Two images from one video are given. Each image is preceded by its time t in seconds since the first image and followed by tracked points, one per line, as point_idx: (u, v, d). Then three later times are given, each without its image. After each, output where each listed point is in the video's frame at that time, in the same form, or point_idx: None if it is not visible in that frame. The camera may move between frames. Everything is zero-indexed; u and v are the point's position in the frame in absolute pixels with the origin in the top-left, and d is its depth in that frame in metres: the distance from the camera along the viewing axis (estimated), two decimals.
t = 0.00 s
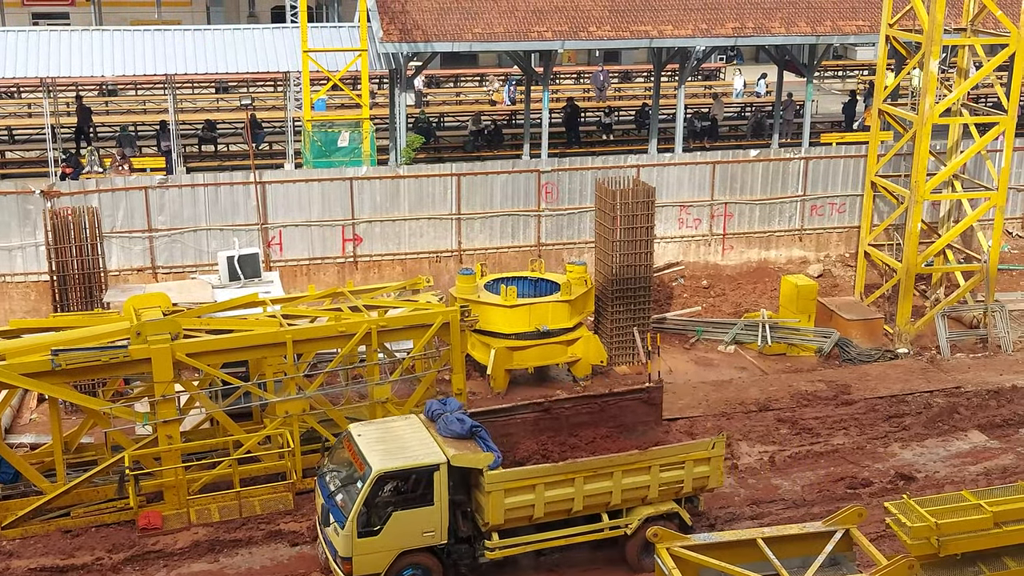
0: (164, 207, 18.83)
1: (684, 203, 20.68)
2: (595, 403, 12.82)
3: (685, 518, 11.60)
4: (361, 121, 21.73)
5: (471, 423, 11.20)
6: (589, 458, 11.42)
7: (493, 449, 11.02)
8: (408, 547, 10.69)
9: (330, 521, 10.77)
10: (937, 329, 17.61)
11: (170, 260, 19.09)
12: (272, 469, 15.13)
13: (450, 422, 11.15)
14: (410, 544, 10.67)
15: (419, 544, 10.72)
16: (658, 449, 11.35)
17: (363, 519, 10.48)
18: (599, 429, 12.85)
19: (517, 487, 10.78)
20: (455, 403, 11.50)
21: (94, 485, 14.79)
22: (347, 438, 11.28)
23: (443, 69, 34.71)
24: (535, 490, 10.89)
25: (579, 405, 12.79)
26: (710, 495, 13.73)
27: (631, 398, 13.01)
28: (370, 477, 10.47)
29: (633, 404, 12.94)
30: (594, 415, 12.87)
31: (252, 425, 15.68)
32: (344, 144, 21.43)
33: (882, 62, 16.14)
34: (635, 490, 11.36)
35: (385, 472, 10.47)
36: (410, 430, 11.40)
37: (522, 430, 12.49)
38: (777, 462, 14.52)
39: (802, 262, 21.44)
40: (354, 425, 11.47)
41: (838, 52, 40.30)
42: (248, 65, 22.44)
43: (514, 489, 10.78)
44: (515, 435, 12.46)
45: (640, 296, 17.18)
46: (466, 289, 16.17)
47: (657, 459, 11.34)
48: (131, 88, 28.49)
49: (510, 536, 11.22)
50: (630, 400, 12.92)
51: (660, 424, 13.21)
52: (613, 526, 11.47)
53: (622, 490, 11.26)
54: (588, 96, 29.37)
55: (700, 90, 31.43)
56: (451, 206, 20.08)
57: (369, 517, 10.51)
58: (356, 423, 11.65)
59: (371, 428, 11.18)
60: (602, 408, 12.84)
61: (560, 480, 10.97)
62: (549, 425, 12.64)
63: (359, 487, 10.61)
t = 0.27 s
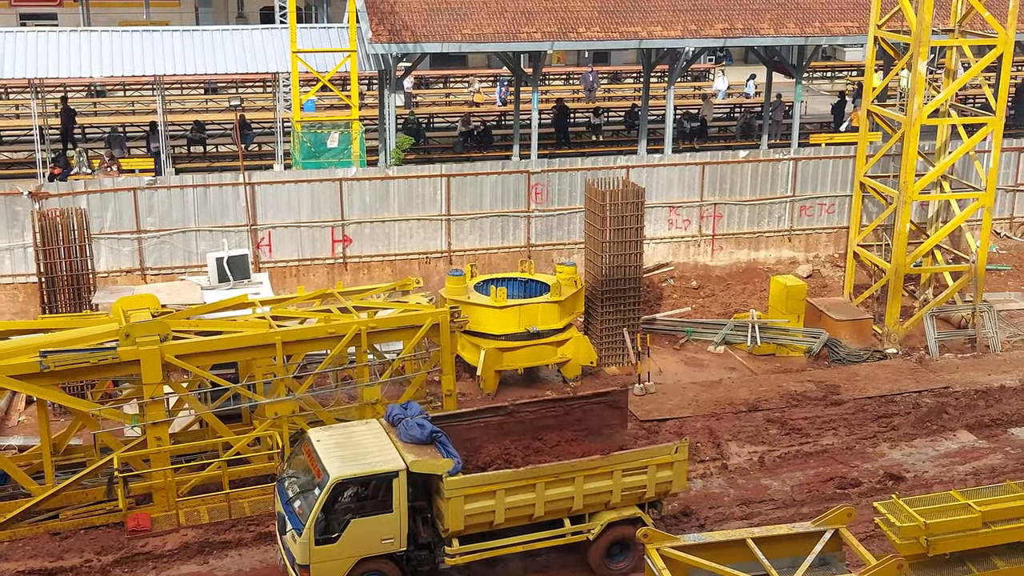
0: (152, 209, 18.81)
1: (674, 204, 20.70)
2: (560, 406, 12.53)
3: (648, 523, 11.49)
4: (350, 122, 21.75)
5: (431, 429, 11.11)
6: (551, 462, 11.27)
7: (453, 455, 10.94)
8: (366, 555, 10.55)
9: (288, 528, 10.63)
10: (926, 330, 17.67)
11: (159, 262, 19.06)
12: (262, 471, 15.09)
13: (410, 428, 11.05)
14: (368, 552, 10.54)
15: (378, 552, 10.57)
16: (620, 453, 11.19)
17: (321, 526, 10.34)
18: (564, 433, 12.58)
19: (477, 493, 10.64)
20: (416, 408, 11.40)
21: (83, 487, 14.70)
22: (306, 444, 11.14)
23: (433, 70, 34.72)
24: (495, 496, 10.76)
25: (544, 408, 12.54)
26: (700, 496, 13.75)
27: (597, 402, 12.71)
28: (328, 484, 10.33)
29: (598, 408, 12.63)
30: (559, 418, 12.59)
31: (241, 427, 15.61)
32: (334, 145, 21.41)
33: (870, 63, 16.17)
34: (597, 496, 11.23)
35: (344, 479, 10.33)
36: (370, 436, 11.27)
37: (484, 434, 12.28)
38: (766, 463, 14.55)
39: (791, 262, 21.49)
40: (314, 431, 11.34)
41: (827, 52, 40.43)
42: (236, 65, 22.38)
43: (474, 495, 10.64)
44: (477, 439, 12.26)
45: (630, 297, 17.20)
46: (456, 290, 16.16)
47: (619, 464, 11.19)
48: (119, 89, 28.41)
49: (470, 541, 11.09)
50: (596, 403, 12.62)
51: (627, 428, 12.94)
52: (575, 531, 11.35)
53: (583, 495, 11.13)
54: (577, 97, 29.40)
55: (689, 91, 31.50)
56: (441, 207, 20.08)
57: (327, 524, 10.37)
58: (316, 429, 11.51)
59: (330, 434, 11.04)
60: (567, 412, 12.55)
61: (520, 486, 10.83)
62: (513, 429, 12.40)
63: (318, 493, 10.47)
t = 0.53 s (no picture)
0: (142, 210, 18.78)
1: (664, 204, 20.72)
2: (524, 410, 12.68)
3: (612, 526, 11.42)
4: (340, 123, 21.73)
5: (392, 432, 11.01)
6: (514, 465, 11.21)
7: (413, 458, 10.86)
8: (325, 558, 10.51)
9: (245, 531, 10.57)
10: (915, 330, 17.73)
11: (149, 263, 19.00)
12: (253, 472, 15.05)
13: (370, 431, 10.96)
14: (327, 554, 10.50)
15: (337, 555, 10.54)
16: (581, 456, 11.13)
17: (279, 529, 10.29)
18: (528, 438, 12.72)
19: (438, 496, 10.58)
20: (377, 410, 11.30)
21: (72, 489, 14.61)
22: (264, 447, 11.07)
23: (423, 70, 34.72)
24: (455, 499, 10.68)
25: (508, 412, 12.66)
26: (690, 496, 13.76)
27: (560, 406, 12.88)
28: (285, 487, 10.27)
29: (563, 412, 12.80)
30: (523, 422, 12.71)
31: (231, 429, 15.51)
32: (323, 146, 21.38)
33: (860, 63, 16.20)
34: (559, 499, 11.15)
35: (301, 482, 10.26)
36: (330, 438, 11.19)
37: (448, 438, 12.39)
38: (757, 463, 14.56)
39: (781, 262, 21.53)
40: (272, 434, 11.27)
41: (816, 52, 40.53)
42: (225, 65, 22.31)
43: (434, 498, 10.58)
44: (441, 443, 12.34)
45: (620, 297, 17.22)
46: (446, 291, 16.17)
47: (582, 466, 11.13)
48: (109, 90, 28.32)
49: (432, 545, 10.99)
50: (560, 407, 12.79)
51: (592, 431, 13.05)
52: (538, 535, 11.26)
53: (545, 498, 11.05)
54: (567, 97, 29.42)
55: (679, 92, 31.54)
56: (431, 208, 20.07)
57: (285, 527, 10.32)
58: (275, 431, 11.44)
59: (289, 436, 10.96)
60: (531, 416, 12.70)
61: (481, 489, 10.77)
62: (478, 433, 12.52)
63: (275, 497, 10.41)
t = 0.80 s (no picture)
0: (131, 212, 18.73)
1: (655, 205, 20.75)
2: (489, 415, 12.42)
3: (575, 531, 11.36)
4: (330, 124, 21.71)
5: (352, 438, 10.93)
6: (477, 472, 11.14)
7: (373, 464, 10.75)
8: (284, 565, 10.41)
9: (203, 538, 10.47)
10: (905, 330, 17.78)
11: (139, 265, 18.97)
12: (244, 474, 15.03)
13: (330, 437, 10.86)
14: (285, 562, 10.39)
15: (296, 562, 10.44)
16: (545, 462, 11.06)
17: (236, 536, 10.19)
18: (493, 443, 12.39)
19: (398, 503, 10.49)
20: (337, 416, 11.22)
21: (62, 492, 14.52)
22: (224, 453, 10.98)
23: (412, 71, 34.74)
24: (416, 506, 10.58)
25: (472, 417, 12.41)
26: (681, 497, 13.77)
27: (525, 411, 12.54)
28: (242, 494, 10.18)
29: (528, 417, 12.46)
30: (489, 427, 12.44)
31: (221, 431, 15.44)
32: (314, 147, 21.36)
33: (849, 64, 16.24)
34: (522, 505, 11.08)
35: (258, 488, 10.17)
36: (290, 444, 11.10)
37: (412, 443, 12.18)
38: (748, 463, 14.58)
39: (772, 263, 21.57)
40: (232, 441, 11.18)
41: (805, 53, 40.69)
42: (215, 67, 22.27)
43: (394, 505, 10.50)
44: (405, 449, 12.15)
45: (610, 298, 17.24)
46: (437, 292, 16.15)
47: (545, 472, 11.06)
48: (98, 92, 28.28)
49: (392, 553, 10.88)
50: (525, 412, 12.47)
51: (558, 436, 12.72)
52: (500, 542, 11.15)
53: (507, 505, 10.97)
54: (557, 98, 29.46)
55: (669, 92, 31.59)
56: (422, 209, 20.08)
57: (242, 534, 10.22)
58: (236, 438, 11.35)
59: (248, 443, 10.87)
60: (496, 420, 12.40)
61: (442, 495, 10.68)
62: (442, 438, 12.29)
63: (233, 503, 10.31)
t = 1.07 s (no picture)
0: (121, 213, 18.68)
1: (645, 206, 20.78)
2: (453, 420, 12.35)
3: (538, 537, 11.14)
4: (320, 125, 21.70)
5: (311, 443, 10.76)
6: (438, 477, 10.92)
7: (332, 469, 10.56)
8: (241, 573, 10.24)
9: (159, 545, 10.29)
10: (896, 329, 17.83)
11: (129, 267, 18.92)
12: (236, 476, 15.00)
13: (289, 442, 10.70)
14: (243, 569, 10.22)
15: (253, 569, 10.27)
16: (507, 466, 10.85)
17: (192, 543, 10.02)
18: (457, 448, 12.34)
19: (356, 509, 10.28)
20: (297, 421, 11.06)
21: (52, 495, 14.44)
22: (181, 459, 10.80)
23: (402, 73, 34.76)
24: (376, 511, 10.39)
25: (436, 422, 12.37)
26: (672, 497, 13.78)
27: (489, 415, 12.44)
28: (198, 500, 10.01)
29: (493, 422, 12.38)
30: (453, 432, 12.39)
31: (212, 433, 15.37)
32: (304, 148, 21.33)
33: (839, 65, 16.27)
34: (483, 510, 10.86)
35: (214, 495, 10.01)
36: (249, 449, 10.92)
37: (375, 448, 12.12)
38: (738, 463, 14.60)
39: (762, 263, 21.60)
40: (191, 446, 11.00)
41: (794, 54, 40.82)
42: (203, 68, 22.24)
43: (353, 511, 10.29)
44: (368, 453, 12.10)
45: (601, 298, 17.26)
46: (428, 293, 16.13)
47: (507, 477, 10.85)
48: (87, 93, 28.22)
49: (353, 559, 10.70)
50: (489, 416, 12.38)
51: (524, 441, 12.59)
52: (463, 547, 10.93)
53: (469, 510, 10.75)
54: (547, 99, 29.47)
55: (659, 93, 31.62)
56: (412, 210, 20.07)
57: (198, 541, 10.05)
58: (195, 443, 11.17)
59: (205, 448, 10.69)
60: (460, 425, 12.34)
61: (401, 501, 10.47)
62: (405, 443, 12.25)
63: (189, 510, 10.14)
